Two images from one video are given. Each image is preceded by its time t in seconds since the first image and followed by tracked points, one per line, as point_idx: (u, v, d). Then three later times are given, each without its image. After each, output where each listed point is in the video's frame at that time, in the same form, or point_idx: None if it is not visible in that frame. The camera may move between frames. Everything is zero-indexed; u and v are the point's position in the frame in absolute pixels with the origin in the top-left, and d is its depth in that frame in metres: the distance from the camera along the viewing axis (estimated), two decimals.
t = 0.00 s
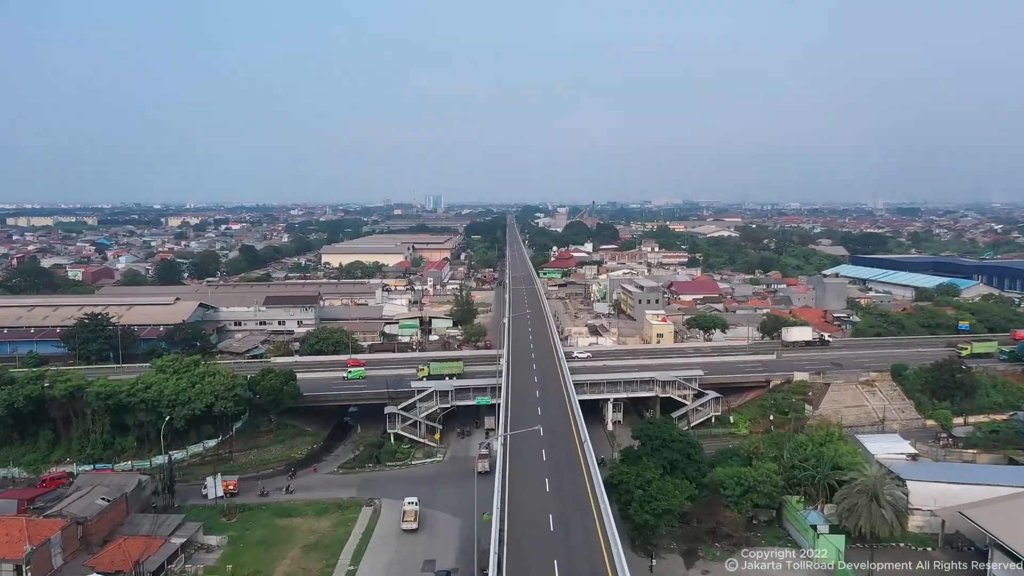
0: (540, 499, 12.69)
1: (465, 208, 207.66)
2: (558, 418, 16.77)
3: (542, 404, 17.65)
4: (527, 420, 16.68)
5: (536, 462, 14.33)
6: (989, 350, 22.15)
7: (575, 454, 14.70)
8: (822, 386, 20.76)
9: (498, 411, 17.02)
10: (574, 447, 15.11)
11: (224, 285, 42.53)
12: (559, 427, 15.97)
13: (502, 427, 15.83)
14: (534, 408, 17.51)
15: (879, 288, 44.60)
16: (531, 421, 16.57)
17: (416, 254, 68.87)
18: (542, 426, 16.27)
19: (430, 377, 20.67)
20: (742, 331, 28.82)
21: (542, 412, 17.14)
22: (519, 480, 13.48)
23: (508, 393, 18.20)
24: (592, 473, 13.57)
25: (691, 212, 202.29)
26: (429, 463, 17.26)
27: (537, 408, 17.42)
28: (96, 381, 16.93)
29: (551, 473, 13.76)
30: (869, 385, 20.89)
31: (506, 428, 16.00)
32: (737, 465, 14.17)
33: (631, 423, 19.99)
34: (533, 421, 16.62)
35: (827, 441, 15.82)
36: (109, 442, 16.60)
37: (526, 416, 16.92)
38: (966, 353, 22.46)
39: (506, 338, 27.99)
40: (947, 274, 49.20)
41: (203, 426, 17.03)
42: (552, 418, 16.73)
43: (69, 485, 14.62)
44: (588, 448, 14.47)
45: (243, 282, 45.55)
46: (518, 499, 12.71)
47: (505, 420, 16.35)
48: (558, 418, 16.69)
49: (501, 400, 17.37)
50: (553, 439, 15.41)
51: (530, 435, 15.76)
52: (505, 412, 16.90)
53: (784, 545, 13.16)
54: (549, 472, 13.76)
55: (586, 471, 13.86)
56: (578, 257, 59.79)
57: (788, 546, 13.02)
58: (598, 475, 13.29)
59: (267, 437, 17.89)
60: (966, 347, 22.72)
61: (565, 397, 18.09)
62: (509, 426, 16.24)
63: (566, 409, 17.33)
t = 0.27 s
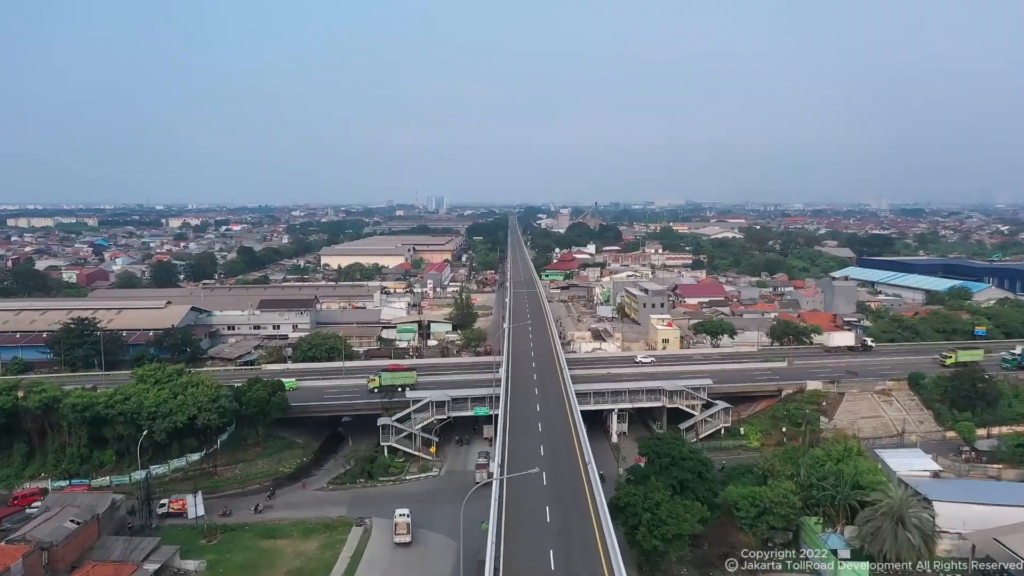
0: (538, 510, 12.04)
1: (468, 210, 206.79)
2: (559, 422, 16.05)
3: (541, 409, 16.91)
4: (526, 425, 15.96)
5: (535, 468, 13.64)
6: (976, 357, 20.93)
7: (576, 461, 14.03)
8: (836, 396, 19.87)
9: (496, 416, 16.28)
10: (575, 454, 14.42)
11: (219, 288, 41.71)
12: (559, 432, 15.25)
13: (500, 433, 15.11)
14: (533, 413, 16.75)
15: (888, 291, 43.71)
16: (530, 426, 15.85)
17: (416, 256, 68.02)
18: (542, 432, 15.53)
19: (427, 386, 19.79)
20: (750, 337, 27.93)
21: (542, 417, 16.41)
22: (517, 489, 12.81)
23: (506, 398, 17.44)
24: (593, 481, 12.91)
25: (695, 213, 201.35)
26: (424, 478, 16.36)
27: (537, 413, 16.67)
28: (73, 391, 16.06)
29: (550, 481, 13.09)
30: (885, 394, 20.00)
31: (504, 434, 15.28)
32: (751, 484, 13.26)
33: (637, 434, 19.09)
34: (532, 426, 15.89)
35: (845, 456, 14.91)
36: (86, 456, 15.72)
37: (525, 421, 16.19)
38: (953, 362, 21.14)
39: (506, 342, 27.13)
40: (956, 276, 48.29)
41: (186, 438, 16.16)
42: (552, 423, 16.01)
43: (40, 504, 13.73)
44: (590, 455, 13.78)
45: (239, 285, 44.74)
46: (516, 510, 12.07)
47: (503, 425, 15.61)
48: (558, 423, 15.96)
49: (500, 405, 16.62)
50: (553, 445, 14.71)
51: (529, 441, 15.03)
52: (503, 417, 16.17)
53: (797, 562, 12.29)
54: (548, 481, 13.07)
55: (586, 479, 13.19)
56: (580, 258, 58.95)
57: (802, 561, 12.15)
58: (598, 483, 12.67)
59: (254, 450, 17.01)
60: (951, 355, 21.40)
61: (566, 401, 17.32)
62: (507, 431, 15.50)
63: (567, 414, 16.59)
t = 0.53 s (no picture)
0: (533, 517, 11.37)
1: (471, 211, 206.75)
2: (557, 429, 15.32)
3: (540, 416, 16.16)
4: (523, 431, 15.22)
5: (531, 475, 12.94)
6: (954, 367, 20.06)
7: (574, 468, 13.32)
8: (851, 406, 18.96)
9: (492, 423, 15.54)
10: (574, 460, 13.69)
11: (214, 290, 40.86)
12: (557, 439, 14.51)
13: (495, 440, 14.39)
14: (531, 420, 15.99)
15: (897, 294, 42.77)
16: (527, 434, 15.10)
17: (417, 257, 67.17)
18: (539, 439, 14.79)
19: (422, 396, 18.88)
20: (758, 343, 27.02)
21: (540, 424, 15.66)
22: (510, 497, 12.13)
23: (503, 405, 16.68)
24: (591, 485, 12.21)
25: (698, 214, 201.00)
26: (417, 495, 15.45)
27: (535, 420, 15.91)
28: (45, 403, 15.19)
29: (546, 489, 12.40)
30: (902, 405, 19.09)
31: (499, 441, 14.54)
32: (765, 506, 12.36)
33: (642, 447, 18.18)
34: (529, 433, 15.15)
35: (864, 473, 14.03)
36: (59, 472, 14.85)
37: (522, 428, 15.45)
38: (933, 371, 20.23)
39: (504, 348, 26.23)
40: (967, 279, 47.33)
41: (165, 452, 15.29)
42: (550, 430, 15.28)
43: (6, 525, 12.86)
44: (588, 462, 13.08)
45: (234, 287, 43.89)
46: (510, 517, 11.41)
47: (499, 433, 14.87)
48: (557, 430, 15.21)
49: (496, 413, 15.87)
50: (551, 452, 13.98)
51: (526, 448, 14.29)
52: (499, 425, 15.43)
53: (797, 561, 11.42)
54: (544, 488, 12.37)
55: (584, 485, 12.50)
56: (583, 260, 58.04)
57: (799, 558, 11.30)
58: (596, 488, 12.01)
59: (238, 464, 16.12)
60: (932, 363, 20.43)
61: (565, 408, 16.56)
62: (503, 439, 14.76)
63: (566, 421, 15.83)
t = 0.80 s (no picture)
0: (527, 535, 10.76)
1: (472, 211, 206.64)
2: (554, 439, 14.63)
3: (536, 425, 15.45)
4: (518, 442, 14.54)
5: (526, 489, 12.30)
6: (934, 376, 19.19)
7: (571, 481, 12.67)
8: (864, 417, 18.07)
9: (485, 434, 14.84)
10: (570, 473, 13.03)
11: (207, 292, 40.03)
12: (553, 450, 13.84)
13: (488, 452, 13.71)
14: (527, 430, 15.28)
15: (905, 297, 41.87)
16: (522, 444, 14.42)
17: (416, 258, 66.32)
18: (534, 450, 14.11)
19: (414, 406, 17.99)
20: (765, 348, 26.14)
21: (535, 433, 14.98)
22: (504, 513, 11.50)
23: (498, 414, 15.95)
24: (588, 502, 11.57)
25: (699, 215, 200.29)
26: (407, 513, 14.55)
27: (530, 429, 15.19)
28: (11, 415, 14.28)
29: (541, 506, 11.74)
30: (918, 415, 18.18)
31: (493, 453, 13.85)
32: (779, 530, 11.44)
33: (645, 460, 17.27)
34: (524, 443, 14.48)
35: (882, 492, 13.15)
36: (25, 489, 13.95)
37: (517, 437, 14.76)
38: (909, 382, 19.42)
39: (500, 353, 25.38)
40: (976, 281, 46.41)
41: (139, 468, 14.39)
42: (547, 440, 14.58)
43: None
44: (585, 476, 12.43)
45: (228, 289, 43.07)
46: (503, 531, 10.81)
47: (492, 444, 14.18)
48: (553, 441, 14.50)
49: (490, 423, 15.15)
50: (547, 465, 13.31)
51: (521, 460, 13.60)
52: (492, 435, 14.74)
53: None
54: (539, 504, 11.72)
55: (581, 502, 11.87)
56: (584, 262, 57.18)
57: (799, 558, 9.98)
58: (593, 503, 11.38)
59: (218, 480, 15.21)
60: (909, 372, 19.57)
61: (563, 417, 15.85)
62: (497, 451, 14.09)
63: (564, 431, 15.13)
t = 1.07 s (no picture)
0: (515, 558, 10.13)
1: (473, 211, 205.68)
2: (548, 457, 13.95)
3: (529, 441, 14.75)
4: (510, 459, 13.88)
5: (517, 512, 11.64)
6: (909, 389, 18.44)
7: (564, 504, 12.01)
8: (878, 429, 17.15)
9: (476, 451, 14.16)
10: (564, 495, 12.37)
11: (199, 295, 39.19)
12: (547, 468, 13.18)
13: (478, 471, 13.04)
14: (520, 446, 14.58)
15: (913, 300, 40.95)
16: (514, 461, 13.73)
17: (414, 260, 65.42)
18: (527, 468, 13.43)
19: (405, 417, 17.09)
20: (772, 354, 25.22)
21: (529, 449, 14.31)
22: (492, 535, 10.87)
23: (490, 429, 15.26)
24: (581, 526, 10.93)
25: (701, 216, 199.63)
26: (394, 534, 13.63)
27: (524, 445, 14.50)
28: None
29: (531, 529, 11.08)
30: (935, 427, 17.27)
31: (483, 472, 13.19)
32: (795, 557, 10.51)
33: (648, 475, 16.36)
34: (517, 459, 13.80)
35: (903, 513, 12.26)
36: None
37: (509, 454, 14.08)
38: (880, 394, 18.51)
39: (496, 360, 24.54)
40: (985, 283, 45.49)
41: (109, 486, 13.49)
42: (540, 458, 13.90)
43: None
44: (580, 498, 11.77)
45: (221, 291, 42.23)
46: (490, 554, 10.19)
47: (482, 462, 13.50)
48: (548, 459, 13.81)
49: (481, 438, 14.47)
50: (539, 486, 12.65)
51: (513, 480, 12.94)
52: (484, 452, 14.05)
53: None
54: (531, 527, 11.07)
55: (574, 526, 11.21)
56: (585, 263, 56.27)
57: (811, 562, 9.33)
58: (587, 527, 10.73)
59: (194, 498, 14.28)
60: (881, 383, 18.65)
61: (559, 432, 15.15)
62: (488, 470, 13.42)
63: (559, 448, 14.44)
